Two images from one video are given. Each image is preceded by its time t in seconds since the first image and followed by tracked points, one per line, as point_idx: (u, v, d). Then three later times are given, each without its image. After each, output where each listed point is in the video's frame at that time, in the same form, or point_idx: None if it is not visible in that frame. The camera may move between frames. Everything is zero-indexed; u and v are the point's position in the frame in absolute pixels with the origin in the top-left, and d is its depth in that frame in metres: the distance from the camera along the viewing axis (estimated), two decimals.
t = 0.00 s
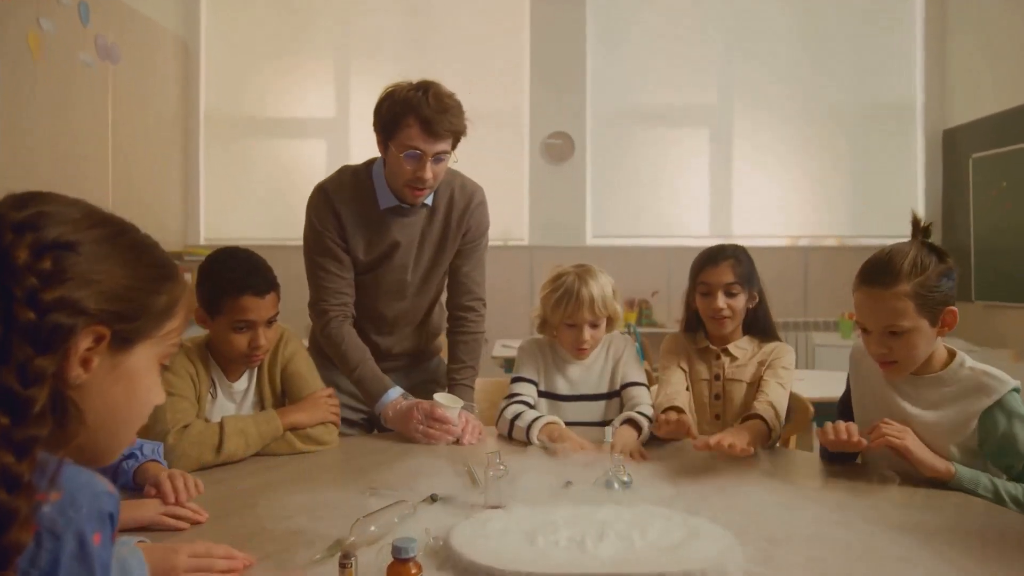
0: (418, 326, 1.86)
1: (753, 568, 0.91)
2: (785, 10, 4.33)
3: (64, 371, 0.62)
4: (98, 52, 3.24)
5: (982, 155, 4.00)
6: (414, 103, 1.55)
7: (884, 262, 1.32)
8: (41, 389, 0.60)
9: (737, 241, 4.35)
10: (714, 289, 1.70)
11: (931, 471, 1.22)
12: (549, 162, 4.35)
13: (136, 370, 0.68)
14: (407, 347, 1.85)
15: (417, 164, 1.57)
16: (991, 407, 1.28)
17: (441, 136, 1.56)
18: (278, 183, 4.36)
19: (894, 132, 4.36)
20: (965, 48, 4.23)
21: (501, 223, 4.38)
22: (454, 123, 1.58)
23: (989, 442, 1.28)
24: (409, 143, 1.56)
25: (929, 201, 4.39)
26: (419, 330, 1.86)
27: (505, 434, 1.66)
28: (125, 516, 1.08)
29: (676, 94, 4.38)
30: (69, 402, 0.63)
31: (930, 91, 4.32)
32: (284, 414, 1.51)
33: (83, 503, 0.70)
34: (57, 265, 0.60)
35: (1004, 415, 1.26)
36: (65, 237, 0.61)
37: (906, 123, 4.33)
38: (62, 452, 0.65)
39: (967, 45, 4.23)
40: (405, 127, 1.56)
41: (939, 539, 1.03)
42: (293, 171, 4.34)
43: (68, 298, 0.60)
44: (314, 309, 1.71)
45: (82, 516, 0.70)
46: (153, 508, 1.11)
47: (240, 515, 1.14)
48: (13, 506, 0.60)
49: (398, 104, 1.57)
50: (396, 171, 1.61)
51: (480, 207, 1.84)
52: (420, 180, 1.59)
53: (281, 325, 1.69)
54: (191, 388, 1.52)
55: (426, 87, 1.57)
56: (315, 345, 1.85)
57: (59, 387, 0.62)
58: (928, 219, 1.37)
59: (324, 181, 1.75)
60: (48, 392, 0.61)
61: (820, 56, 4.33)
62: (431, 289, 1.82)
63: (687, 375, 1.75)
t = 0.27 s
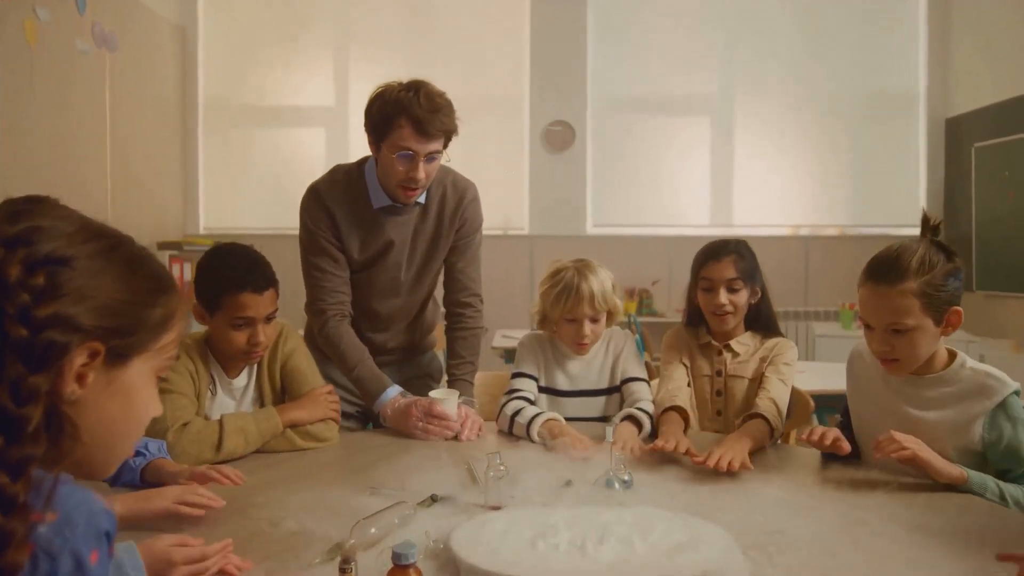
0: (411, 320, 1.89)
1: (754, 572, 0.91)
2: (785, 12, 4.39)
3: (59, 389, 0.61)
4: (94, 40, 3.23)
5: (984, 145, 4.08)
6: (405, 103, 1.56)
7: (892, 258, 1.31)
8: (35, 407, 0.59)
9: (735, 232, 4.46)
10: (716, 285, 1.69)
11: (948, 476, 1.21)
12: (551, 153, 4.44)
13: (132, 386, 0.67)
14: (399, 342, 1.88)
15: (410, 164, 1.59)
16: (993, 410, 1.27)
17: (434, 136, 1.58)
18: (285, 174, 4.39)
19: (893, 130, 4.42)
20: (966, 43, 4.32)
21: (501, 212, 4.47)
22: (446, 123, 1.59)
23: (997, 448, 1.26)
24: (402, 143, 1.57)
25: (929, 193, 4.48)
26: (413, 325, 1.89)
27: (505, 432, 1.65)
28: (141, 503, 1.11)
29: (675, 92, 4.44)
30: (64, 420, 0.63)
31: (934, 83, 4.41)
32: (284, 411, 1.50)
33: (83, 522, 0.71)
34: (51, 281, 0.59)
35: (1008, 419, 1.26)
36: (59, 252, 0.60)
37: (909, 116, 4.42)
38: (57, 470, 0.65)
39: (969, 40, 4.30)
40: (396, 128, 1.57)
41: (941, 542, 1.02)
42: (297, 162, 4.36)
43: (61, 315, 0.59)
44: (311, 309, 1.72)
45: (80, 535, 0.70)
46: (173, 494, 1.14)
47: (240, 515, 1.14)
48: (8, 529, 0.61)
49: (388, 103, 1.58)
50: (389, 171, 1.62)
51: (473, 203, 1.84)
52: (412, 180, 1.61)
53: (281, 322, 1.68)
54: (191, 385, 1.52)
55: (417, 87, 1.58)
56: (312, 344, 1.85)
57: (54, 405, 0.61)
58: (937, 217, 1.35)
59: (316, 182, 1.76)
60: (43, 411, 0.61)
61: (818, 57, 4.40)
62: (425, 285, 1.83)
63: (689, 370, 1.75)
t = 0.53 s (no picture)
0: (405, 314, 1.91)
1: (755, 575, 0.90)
2: (789, 9, 4.37)
3: (57, 404, 0.60)
4: (90, 27, 3.23)
5: (987, 132, 4.05)
6: (401, 101, 1.57)
7: (891, 256, 1.30)
8: (33, 424, 0.58)
9: (736, 219, 4.45)
10: (719, 282, 1.68)
11: (948, 477, 1.20)
12: (552, 138, 4.43)
13: (129, 399, 0.66)
14: (393, 335, 1.90)
15: (407, 162, 1.60)
16: (992, 411, 1.26)
17: (429, 134, 1.59)
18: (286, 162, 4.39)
19: (896, 122, 4.41)
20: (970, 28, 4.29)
21: (502, 200, 4.48)
22: (442, 120, 1.60)
23: (996, 452, 1.25)
24: (398, 141, 1.58)
25: (931, 179, 4.46)
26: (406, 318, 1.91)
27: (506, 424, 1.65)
28: (169, 494, 1.12)
29: (678, 82, 4.42)
30: (62, 434, 0.62)
31: (937, 68, 4.38)
32: (284, 406, 1.50)
33: (83, 537, 0.73)
34: (47, 296, 0.58)
35: (1005, 421, 1.26)
36: (55, 266, 0.59)
37: (910, 102, 4.39)
38: (56, 487, 0.64)
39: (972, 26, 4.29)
40: (392, 126, 1.58)
41: (943, 543, 1.02)
42: (297, 148, 4.36)
43: (59, 330, 0.59)
44: (308, 305, 1.73)
45: (80, 552, 0.72)
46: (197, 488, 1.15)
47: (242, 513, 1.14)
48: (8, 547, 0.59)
49: (385, 101, 1.58)
50: (386, 169, 1.63)
51: (469, 198, 1.85)
52: (409, 177, 1.62)
53: (280, 315, 1.67)
54: (191, 380, 1.52)
55: (412, 84, 1.59)
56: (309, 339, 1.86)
57: (53, 421, 0.60)
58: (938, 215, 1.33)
59: (312, 178, 1.76)
60: (42, 427, 0.60)
61: (821, 51, 4.37)
62: (421, 281, 1.86)
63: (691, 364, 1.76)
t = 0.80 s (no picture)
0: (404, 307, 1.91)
1: None
2: None
3: (55, 416, 0.60)
4: (88, 13, 3.22)
5: (991, 119, 4.03)
6: (402, 96, 1.56)
7: (884, 253, 1.26)
8: (32, 438, 0.58)
9: (737, 206, 4.45)
10: (721, 277, 1.68)
11: (948, 475, 1.20)
12: (553, 124, 4.42)
13: (128, 410, 0.66)
14: (391, 328, 1.90)
15: (409, 158, 1.61)
16: (990, 408, 1.25)
17: (432, 130, 1.58)
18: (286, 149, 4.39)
19: (899, 111, 4.38)
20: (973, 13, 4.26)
21: (502, 187, 4.47)
22: (443, 115, 1.59)
23: (994, 449, 1.24)
24: (400, 137, 1.58)
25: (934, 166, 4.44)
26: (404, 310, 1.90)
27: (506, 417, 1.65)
28: (183, 492, 1.13)
29: (681, 68, 4.39)
30: (61, 447, 0.62)
31: (941, 54, 4.35)
32: (284, 401, 1.50)
33: (80, 549, 0.72)
34: (44, 308, 0.58)
35: (1001, 419, 1.25)
36: (52, 277, 0.59)
37: (913, 88, 4.36)
38: (56, 499, 0.64)
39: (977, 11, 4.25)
40: (393, 121, 1.58)
41: (944, 542, 1.02)
42: (297, 135, 4.34)
43: (57, 342, 0.58)
44: (306, 299, 1.73)
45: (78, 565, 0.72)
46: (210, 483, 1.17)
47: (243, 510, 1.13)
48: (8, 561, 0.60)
49: (385, 96, 1.57)
50: (387, 165, 1.63)
51: (468, 192, 1.84)
52: (411, 172, 1.62)
53: (280, 309, 1.67)
54: (191, 375, 1.51)
55: (413, 79, 1.58)
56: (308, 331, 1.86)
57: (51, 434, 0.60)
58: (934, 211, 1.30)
59: (311, 171, 1.76)
60: (41, 440, 0.60)
61: (822, 36, 4.34)
62: (419, 273, 1.84)
63: (693, 358, 1.76)
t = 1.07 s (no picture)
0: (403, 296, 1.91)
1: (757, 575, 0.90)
2: None
3: (53, 429, 0.60)
4: None
5: (995, 102, 4.01)
6: (405, 88, 1.55)
7: (878, 249, 1.23)
8: (30, 453, 0.58)
9: (739, 189, 4.43)
10: (724, 268, 1.67)
11: (947, 470, 1.20)
12: (554, 107, 4.40)
13: (127, 421, 0.65)
14: (390, 317, 1.90)
15: (411, 148, 1.59)
16: (989, 402, 1.25)
17: (434, 122, 1.57)
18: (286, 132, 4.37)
19: (903, 95, 4.36)
20: None
21: (503, 170, 4.46)
22: (446, 107, 1.58)
23: (994, 442, 1.24)
24: (402, 128, 1.57)
25: (938, 149, 4.41)
26: (401, 300, 1.89)
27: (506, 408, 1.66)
28: (197, 494, 1.10)
29: (683, 49, 4.36)
30: (61, 460, 0.62)
31: (945, 36, 4.31)
32: (286, 393, 1.49)
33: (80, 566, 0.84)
34: (40, 321, 0.58)
35: (1000, 411, 1.24)
36: (46, 289, 0.58)
37: (916, 70, 4.34)
38: (55, 512, 0.64)
39: None
40: (396, 112, 1.56)
41: (945, 539, 1.02)
42: (297, 116, 4.31)
43: (53, 356, 0.58)
44: (305, 289, 1.71)
45: None
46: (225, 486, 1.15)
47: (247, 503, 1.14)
48: None
49: (388, 88, 1.56)
50: (389, 156, 1.62)
51: (468, 182, 1.83)
52: (413, 164, 1.61)
53: (281, 299, 1.67)
54: (192, 367, 1.51)
55: (415, 70, 1.56)
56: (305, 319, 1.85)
57: (49, 448, 0.60)
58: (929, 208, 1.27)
59: (310, 159, 1.74)
60: (39, 455, 0.60)
61: (825, 16, 4.31)
62: (417, 262, 1.85)
63: (695, 348, 1.76)
